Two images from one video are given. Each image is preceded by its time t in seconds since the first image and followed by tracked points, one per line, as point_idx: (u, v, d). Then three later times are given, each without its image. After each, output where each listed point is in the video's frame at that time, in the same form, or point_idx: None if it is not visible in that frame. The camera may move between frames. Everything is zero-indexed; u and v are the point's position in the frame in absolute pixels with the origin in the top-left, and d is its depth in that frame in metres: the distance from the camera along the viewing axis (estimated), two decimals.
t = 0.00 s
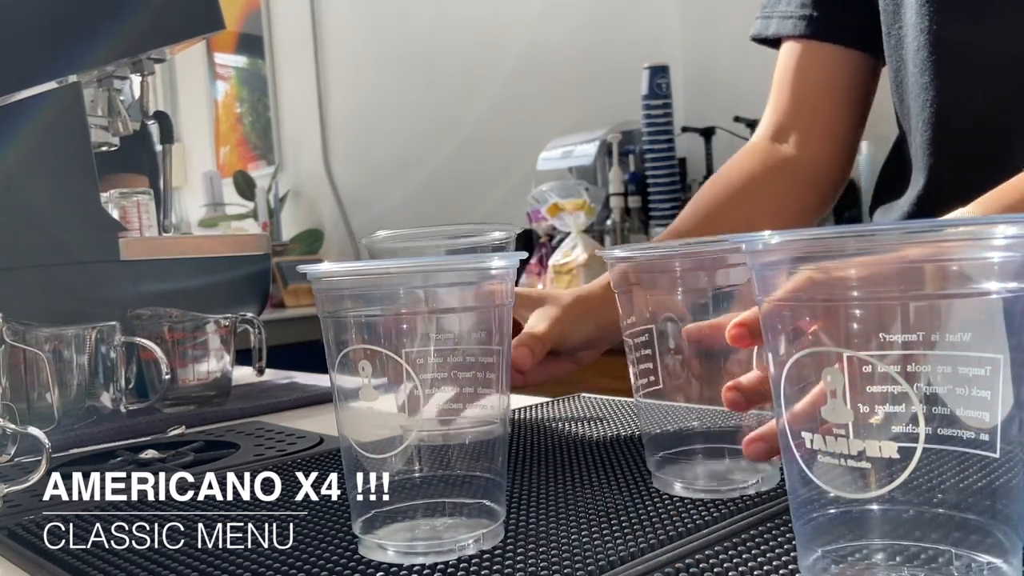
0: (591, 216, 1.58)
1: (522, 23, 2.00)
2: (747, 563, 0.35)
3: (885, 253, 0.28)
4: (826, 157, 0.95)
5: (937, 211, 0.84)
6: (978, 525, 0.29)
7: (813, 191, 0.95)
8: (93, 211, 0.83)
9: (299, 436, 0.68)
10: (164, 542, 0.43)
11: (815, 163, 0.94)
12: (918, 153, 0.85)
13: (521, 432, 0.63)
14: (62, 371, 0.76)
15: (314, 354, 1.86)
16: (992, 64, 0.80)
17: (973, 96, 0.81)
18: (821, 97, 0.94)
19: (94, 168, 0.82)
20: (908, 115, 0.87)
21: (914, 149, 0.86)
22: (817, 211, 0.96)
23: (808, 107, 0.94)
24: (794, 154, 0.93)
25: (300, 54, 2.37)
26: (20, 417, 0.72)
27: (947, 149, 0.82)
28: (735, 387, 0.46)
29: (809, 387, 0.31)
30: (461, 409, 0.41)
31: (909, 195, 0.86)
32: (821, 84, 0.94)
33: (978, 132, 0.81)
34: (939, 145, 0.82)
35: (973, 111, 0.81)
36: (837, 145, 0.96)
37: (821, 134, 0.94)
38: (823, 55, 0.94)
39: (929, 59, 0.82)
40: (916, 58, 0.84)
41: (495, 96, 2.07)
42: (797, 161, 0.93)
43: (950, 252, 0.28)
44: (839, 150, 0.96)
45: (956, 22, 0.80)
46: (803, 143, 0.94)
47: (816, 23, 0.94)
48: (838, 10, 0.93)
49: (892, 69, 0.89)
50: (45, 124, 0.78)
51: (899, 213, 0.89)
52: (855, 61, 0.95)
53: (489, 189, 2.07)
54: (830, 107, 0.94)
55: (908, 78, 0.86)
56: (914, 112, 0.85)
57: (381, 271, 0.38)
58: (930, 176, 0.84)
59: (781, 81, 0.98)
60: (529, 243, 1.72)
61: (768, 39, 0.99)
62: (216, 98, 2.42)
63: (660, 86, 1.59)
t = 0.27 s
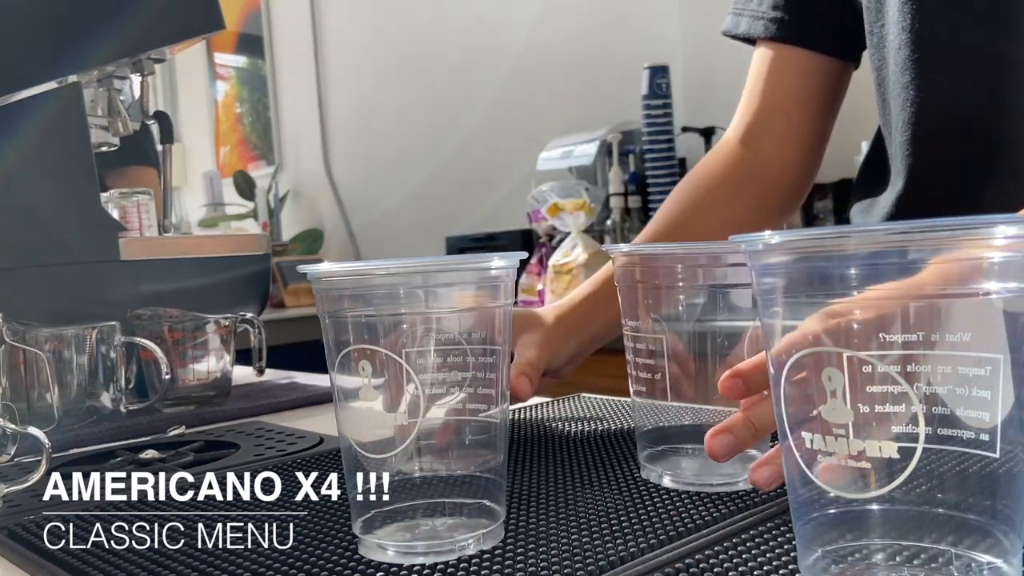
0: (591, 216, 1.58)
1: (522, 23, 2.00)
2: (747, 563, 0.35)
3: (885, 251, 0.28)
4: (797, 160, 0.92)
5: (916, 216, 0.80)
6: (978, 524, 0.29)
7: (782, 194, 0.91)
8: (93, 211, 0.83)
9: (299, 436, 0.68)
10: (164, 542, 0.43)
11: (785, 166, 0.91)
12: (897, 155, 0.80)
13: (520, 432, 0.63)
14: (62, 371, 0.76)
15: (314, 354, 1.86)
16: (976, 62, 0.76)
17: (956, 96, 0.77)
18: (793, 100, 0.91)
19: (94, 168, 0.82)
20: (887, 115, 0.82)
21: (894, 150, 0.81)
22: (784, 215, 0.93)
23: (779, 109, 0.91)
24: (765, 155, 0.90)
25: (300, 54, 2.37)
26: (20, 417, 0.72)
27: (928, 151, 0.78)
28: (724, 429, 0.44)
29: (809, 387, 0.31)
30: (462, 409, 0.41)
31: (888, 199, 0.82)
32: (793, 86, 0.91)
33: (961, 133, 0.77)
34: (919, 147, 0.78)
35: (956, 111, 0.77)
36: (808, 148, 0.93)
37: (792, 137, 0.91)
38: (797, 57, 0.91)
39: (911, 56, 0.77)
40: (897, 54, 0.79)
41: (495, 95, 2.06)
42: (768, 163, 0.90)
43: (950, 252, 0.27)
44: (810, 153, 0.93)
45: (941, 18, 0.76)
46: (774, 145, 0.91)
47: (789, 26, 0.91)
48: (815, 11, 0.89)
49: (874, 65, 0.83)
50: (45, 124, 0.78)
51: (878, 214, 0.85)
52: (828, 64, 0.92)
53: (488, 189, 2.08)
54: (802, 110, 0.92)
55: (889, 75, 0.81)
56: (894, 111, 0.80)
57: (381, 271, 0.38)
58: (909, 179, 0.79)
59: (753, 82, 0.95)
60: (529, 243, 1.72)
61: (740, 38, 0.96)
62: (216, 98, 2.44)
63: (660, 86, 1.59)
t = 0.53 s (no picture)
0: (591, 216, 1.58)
1: (522, 22, 2.00)
2: (748, 563, 0.35)
3: (885, 251, 0.28)
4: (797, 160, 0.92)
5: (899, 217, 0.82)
6: (978, 525, 0.29)
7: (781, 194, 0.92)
8: (93, 211, 0.83)
9: (299, 436, 0.68)
10: (164, 542, 0.43)
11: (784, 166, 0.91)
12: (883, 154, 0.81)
13: (520, 432, 0.63)
14: (62, 371, 0.76)
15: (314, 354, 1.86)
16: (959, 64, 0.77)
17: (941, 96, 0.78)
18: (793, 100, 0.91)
19: (94, 168, 0.82)
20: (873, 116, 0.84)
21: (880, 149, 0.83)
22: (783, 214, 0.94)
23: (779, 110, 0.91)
24: (763, 155, 0.90)
25: (300, 54, 2.36)
26: (20, 417, 0.72)
27: (913, 150, 0.79)
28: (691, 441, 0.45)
29: (809, 387, 0.31)
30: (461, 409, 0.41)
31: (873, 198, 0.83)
32: (792, 86, 0.91)
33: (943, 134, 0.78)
34: (903, 148, 0.79)
35: (940, 111, 0.78)
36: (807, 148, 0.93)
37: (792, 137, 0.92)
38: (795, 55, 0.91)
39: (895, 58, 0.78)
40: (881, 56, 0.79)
41: (495, 96, 2.07)
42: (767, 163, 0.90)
43: (949, 252, 0.27)
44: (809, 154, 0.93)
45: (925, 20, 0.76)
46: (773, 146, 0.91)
47: (785, 25, 0.91)
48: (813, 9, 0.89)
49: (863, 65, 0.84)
50: (45, 124, 0.78)
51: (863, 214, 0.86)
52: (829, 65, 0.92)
53: (488, 188, 2.08)
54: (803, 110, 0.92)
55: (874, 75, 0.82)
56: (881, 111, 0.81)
57: (381, 271, 0.38)
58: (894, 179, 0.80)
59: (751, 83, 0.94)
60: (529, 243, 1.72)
61: (737, 36, 0.96)
62: (216, 98, 2.44)
63: (660, 86, 1.59)
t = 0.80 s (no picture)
0: (591, 215, 1.65)
1: (523, 22, 2.00)
2: (748, 563, 0.35)
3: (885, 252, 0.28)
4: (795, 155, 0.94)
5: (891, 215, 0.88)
6: (979, 525, 0.29)
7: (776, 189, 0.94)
8: (93, 211, 0.83)
9: (299, 436, 0.68)
10: (164, 542, 0.43)
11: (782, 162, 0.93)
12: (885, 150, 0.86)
13: (520, 432, 0.63)
14: (62, 371, 0.76)
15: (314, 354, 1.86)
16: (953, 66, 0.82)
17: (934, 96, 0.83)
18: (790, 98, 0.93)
19: (94, 168, 0.82)
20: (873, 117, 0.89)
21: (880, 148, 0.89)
22: (775, 212, 0.95)
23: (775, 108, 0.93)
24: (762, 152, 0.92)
25: (300, 54, 2.36)
26: (20, 417, 0.72)
27: (911, 151, 0.84)
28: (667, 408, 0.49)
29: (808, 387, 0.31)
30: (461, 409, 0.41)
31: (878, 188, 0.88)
32: (790, 80, 0.92)
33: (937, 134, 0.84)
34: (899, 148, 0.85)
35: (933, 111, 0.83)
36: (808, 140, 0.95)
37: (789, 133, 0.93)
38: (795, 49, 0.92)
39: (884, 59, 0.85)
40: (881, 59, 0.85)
41: (495, 95, 2.06)
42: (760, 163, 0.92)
43: (950, 252, 0.27)
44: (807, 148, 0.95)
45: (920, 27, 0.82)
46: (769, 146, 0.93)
47: (786, 20, 0.92)
48: (812, 8, 0.91)
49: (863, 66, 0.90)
50: (45, 124, 0.78)
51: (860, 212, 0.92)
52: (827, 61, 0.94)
53: (488, 188, 2.08)
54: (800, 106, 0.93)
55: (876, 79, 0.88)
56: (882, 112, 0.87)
57: (381, 270, 0.38)
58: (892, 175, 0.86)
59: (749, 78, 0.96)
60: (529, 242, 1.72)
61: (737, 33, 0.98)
62: (217, 97, 2.48)
63: (660, 86, 1.59)
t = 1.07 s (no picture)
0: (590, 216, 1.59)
1: (523, 22, 2.00)
2: (748, 563, 0.35)
3: (884, 251, 0.28)
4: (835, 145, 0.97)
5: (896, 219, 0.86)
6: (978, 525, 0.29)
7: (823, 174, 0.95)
8: (93, 211, 0.83)
9: (299, 436, 0.68)
10: (164, 542, 0.43)
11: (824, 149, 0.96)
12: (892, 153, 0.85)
13: (520, 432, 0.63)
14: (62, 370, 0.76)
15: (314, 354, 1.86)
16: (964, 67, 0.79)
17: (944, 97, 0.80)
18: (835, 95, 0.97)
19: (93, 169, 0.82)
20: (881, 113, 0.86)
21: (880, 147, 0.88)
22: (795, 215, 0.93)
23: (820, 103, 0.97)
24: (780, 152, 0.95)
25: (299, 54, 2.36)
26: (20, 418, 0.72)
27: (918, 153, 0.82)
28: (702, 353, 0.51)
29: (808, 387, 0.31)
30: (461, 409, 0.41)
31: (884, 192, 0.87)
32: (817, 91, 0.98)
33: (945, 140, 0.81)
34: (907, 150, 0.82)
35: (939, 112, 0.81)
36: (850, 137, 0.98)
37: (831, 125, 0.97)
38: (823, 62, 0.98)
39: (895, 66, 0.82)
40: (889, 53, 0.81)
41: (495, 96, 2.06)
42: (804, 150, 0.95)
43: (949, 252, 0.28)
44: (849, 148, 0.98)
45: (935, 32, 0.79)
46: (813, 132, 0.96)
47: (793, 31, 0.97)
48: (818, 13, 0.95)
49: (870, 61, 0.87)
50: (45, 124, 0.78)
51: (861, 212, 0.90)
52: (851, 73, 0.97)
53: (488, 188, 2.08)
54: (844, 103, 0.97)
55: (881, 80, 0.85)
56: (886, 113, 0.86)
57: (381, 271, 0.38)
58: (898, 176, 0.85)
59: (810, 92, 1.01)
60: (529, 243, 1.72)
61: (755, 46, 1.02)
62: (216, 97, 2.44)
63: (660, 86, 1.59)
